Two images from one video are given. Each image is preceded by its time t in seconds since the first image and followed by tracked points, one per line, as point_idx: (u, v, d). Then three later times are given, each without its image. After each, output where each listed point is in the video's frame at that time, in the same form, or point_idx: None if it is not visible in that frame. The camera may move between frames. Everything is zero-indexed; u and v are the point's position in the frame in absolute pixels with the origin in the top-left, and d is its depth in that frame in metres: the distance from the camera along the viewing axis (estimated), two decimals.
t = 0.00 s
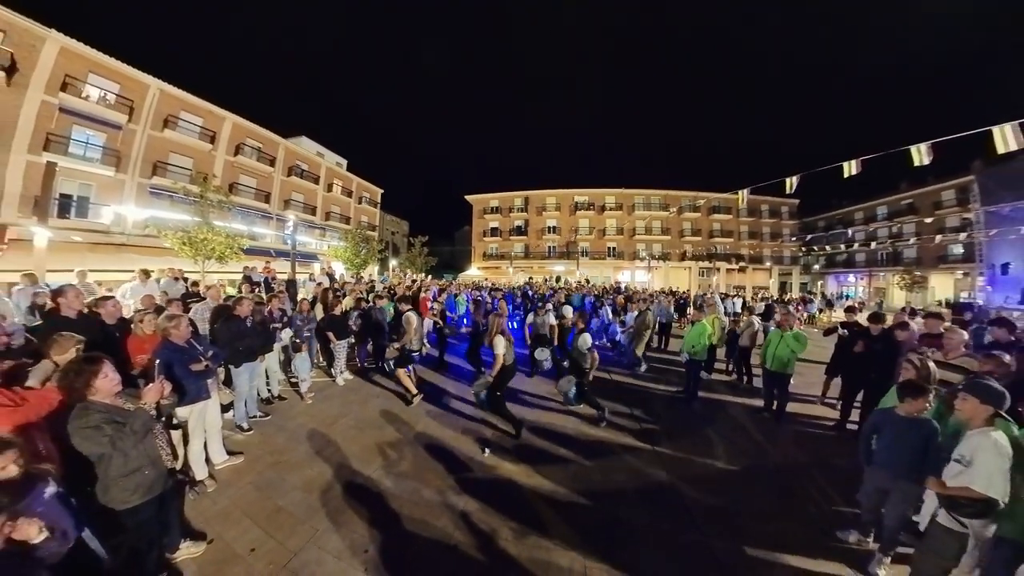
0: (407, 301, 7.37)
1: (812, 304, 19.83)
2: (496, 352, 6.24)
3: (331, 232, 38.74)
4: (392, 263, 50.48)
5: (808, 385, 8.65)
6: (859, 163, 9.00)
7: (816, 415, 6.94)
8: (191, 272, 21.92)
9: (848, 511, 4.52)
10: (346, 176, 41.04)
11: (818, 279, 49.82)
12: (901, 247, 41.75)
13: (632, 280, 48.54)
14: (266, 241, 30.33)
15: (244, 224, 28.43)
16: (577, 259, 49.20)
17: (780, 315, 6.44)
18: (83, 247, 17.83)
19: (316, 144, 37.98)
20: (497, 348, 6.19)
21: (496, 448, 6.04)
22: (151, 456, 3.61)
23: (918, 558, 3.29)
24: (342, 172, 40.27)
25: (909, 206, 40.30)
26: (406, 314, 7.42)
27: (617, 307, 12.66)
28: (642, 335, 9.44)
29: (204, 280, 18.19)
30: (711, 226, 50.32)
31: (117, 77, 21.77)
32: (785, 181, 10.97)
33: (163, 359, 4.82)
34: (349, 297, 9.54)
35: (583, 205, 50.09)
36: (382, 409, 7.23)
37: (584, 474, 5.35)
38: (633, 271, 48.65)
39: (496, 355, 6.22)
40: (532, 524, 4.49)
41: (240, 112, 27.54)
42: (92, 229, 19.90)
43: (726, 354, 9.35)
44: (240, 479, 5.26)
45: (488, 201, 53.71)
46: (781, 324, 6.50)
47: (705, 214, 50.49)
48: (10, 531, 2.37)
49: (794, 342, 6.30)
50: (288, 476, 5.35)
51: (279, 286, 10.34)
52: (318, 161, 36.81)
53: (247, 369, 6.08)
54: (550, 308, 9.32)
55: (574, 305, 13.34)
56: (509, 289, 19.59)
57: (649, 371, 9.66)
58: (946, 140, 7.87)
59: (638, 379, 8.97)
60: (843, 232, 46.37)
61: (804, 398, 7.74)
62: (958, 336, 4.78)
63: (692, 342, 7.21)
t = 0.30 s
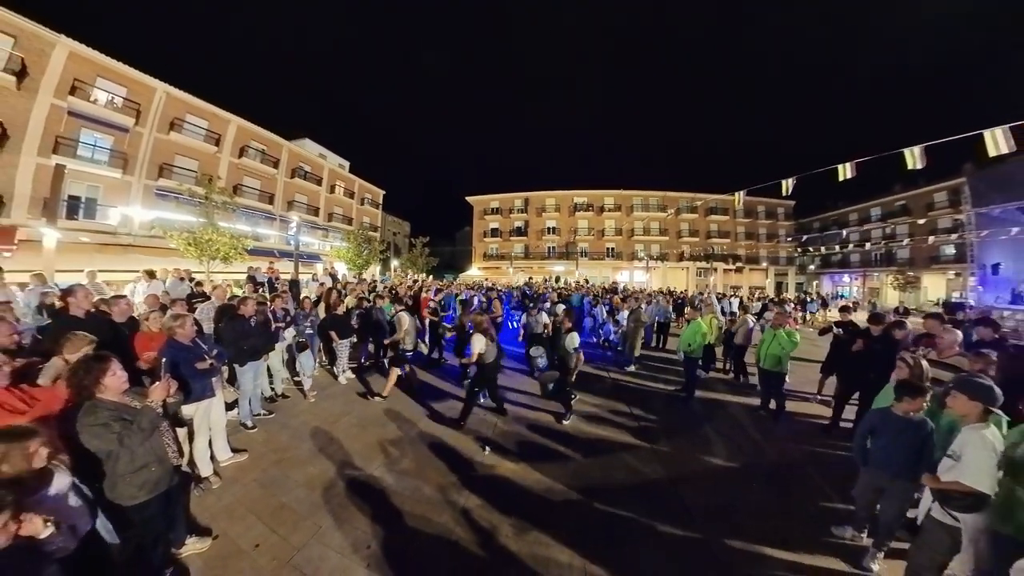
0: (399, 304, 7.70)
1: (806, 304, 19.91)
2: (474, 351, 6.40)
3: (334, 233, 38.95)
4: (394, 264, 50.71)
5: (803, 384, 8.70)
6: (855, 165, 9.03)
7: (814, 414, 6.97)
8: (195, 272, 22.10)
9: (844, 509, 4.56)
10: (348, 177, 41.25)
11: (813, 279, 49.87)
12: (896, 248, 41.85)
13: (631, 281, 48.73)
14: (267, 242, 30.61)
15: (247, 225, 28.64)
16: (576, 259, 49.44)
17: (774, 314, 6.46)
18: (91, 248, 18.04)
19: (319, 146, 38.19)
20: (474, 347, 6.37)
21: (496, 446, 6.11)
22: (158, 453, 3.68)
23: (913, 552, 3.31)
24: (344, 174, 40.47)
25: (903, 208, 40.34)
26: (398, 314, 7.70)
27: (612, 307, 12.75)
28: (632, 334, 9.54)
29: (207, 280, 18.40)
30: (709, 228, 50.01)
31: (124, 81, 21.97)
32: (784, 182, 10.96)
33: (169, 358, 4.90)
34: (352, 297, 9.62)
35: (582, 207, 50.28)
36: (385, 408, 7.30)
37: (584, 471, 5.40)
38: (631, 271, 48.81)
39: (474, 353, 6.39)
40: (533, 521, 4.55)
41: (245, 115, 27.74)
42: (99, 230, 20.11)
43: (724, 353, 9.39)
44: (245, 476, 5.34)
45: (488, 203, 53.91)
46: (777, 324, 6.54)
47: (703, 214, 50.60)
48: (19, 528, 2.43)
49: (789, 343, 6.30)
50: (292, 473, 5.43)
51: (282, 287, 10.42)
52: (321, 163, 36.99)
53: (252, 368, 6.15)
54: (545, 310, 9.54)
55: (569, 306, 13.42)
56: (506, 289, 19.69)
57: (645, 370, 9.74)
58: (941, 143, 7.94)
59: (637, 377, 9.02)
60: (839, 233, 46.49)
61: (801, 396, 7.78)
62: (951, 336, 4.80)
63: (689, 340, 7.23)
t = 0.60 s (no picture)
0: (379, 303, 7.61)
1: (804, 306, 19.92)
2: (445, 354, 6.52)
3: (335, 233, 39.10)
4: (394, 264, 50.92)
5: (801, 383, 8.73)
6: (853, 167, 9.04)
7: (814, 414, 6.98)
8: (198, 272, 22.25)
9: (840, 508, 4.58)
10: (350, 178, 41.40)
11: (812, 279, 49.72)
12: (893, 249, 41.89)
13: (630, 281, 48.82)
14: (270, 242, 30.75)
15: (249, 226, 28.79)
16: (576, 259, 49.59)
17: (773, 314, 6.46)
18: (95, 249, 18.19)
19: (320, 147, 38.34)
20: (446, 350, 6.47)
21: (496, 444, 6.15)
22: (164, 451, 3.73)
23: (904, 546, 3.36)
24: (346, 175, 40.62)
25: (901, 208, 40.28)
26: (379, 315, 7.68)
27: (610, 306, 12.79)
28: (626, 334, 9.58)
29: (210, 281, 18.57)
30: (708, 228, 50.35)
31: (128, 83, 22.10)
32: (785, 184, 10.94)
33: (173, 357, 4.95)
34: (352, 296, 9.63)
35: (582, 207, 50.44)
36: (386, 407, 7.35)
37: (585, 470, 5.43)
38: (631, 271, 48.90)
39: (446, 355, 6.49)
40: (533, 519, 4.58)
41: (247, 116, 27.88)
42: (102, 231, 20.26)
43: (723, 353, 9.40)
44: (248, 474, 5.39)
45: (489, 203, 54.00)
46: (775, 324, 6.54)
47: (702, 215, 50.63)
48: (30, 527, 2.47)
49: (786, 344, 6.29)
50: (295, 471, 5.48)
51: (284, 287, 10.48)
52: (323, 164, 37.11)
53: (254, 367, 6.21)
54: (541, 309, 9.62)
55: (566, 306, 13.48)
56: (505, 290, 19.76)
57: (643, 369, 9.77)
58: (939, 145, 7.98)
59: (636, 377, 9.04)
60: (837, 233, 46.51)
61: (800, 396, 7.80)
62: (947, 335, 4.80)
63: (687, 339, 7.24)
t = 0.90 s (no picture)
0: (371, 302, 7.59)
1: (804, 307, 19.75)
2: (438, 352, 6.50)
3: (339, 233, 39.36)
4: (397, 265, 51.17)
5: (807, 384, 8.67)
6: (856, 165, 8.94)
7: (820, 415, 6.91)
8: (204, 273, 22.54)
9: (845, 510, 4.51)
10: (354, 179, 41.67)
11: (818, 280, 48.41)
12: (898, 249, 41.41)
13: (634, 280, 48.69)
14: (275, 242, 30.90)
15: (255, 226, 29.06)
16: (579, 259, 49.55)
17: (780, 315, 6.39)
18: (104, 249, 18.44)
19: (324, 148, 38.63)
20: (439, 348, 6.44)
21: (500, 444, 6.16)
22: (171, 448, 3.75)
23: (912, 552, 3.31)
24: (351, 176, 40.88)
25: (908, 207, 39.69)
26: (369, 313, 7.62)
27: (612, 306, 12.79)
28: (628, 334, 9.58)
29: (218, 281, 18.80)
30: (712, 227, 50.12)
31: (136, 87, 22.41)
32: (789, 182, 10.83)
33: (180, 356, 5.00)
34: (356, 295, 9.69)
35: (585, 207, 50.44)
36: (389, 406, 7.38)
37: (588, 470, 5.42)
38: (634, 271, 48.78)
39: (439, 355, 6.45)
40: (537, 519, 4.57)
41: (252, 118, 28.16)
42: (111, 232, 20.51)
43: (727, 353, 9.35)
44: (254, 473, 5.43)
45: (492, 203, 54.03)
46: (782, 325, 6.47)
47: (706, 214, 50.35)
48: (39, 525, 2.50)
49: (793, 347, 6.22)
50: (300, 470, 5.51)
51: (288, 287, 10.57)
52: (327, 164, 37.38)
53: (260, 366, 6.26)
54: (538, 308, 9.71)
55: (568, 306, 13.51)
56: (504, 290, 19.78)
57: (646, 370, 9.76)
58: (946, 142, 7.86)
59: (641, 377, 9.01)
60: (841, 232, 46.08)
61: (806, 397, 7.74)
62: (958, 336, 4.72)
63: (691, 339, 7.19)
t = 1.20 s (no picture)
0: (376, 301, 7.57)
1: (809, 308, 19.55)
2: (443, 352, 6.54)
3: (343, 234, 39.63)
4: (402, 265, 51.39)
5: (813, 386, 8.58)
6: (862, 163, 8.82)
7: (826, 416, 6.83)
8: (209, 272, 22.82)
9: (850, 513, 4.44)
10: (358, 180, 41.91)
11: (824, 279, 47.66)
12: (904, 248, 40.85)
13: (637, 281, 48.51)
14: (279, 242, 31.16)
15: (259, 227, 29.34)
16: (582, 259, 49.47)
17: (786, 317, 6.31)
18: (111, 250, 18.72)
19: (328, 149, 38.86)
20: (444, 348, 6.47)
21: (504, 443, 6.16)
22: (177, 446, 3.74)
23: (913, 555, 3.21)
24: (355, 176, 41.12)
25: (917, 206, 39.06)
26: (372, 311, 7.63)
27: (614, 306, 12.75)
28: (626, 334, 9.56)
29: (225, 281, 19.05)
30: (716, 226, 49.83)
31: (143, 90, 22.70)
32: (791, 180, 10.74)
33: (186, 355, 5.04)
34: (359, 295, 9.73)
35: (588, 207, 50.37)
36: (392, 406, 7.40)
37: (591, 470, 5.40)
38: (638, 271, 48.57)
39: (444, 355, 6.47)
40: (540, 519, 4.56)
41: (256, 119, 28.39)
42: (120, 232, 20.79)
43: (730, 354, 9.28)
44: (259, 471, 5.47)
45: (494, 203, 54.04)
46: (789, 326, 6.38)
47: (710, 214, 50.00)
48: (49, 518, 2.53)
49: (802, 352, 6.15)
50: (305, 468, 5.54)
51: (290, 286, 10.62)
52: (330, 165, 37.59)
53: (265, 365, 6.29)
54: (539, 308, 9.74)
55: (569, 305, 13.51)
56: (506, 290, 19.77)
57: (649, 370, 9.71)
58: (953, 139, 7.70)
59: (646, 378, 8.97)
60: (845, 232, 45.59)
61: (812, 398, 7.65)
62: (968, 336, 4.61)
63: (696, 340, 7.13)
